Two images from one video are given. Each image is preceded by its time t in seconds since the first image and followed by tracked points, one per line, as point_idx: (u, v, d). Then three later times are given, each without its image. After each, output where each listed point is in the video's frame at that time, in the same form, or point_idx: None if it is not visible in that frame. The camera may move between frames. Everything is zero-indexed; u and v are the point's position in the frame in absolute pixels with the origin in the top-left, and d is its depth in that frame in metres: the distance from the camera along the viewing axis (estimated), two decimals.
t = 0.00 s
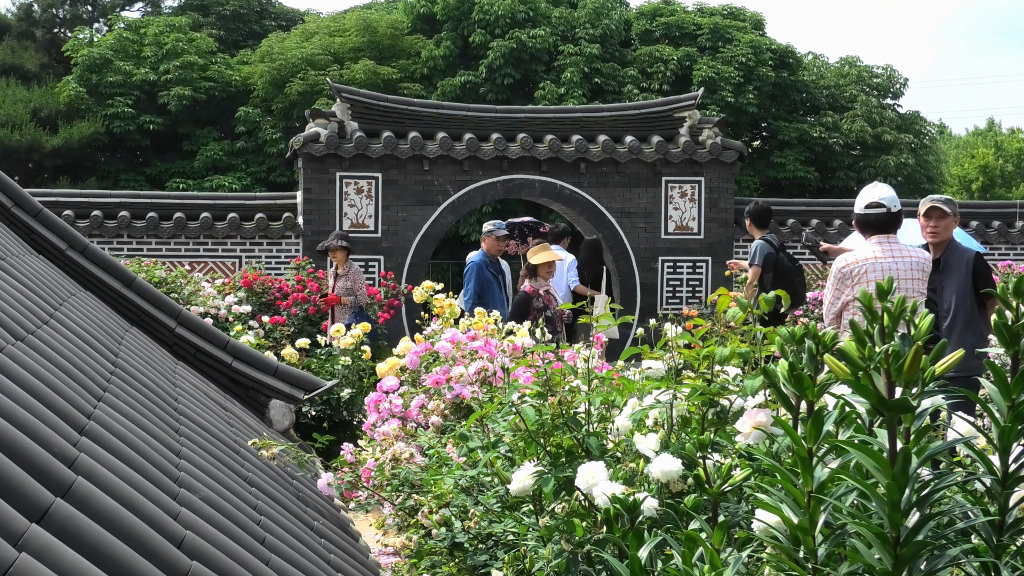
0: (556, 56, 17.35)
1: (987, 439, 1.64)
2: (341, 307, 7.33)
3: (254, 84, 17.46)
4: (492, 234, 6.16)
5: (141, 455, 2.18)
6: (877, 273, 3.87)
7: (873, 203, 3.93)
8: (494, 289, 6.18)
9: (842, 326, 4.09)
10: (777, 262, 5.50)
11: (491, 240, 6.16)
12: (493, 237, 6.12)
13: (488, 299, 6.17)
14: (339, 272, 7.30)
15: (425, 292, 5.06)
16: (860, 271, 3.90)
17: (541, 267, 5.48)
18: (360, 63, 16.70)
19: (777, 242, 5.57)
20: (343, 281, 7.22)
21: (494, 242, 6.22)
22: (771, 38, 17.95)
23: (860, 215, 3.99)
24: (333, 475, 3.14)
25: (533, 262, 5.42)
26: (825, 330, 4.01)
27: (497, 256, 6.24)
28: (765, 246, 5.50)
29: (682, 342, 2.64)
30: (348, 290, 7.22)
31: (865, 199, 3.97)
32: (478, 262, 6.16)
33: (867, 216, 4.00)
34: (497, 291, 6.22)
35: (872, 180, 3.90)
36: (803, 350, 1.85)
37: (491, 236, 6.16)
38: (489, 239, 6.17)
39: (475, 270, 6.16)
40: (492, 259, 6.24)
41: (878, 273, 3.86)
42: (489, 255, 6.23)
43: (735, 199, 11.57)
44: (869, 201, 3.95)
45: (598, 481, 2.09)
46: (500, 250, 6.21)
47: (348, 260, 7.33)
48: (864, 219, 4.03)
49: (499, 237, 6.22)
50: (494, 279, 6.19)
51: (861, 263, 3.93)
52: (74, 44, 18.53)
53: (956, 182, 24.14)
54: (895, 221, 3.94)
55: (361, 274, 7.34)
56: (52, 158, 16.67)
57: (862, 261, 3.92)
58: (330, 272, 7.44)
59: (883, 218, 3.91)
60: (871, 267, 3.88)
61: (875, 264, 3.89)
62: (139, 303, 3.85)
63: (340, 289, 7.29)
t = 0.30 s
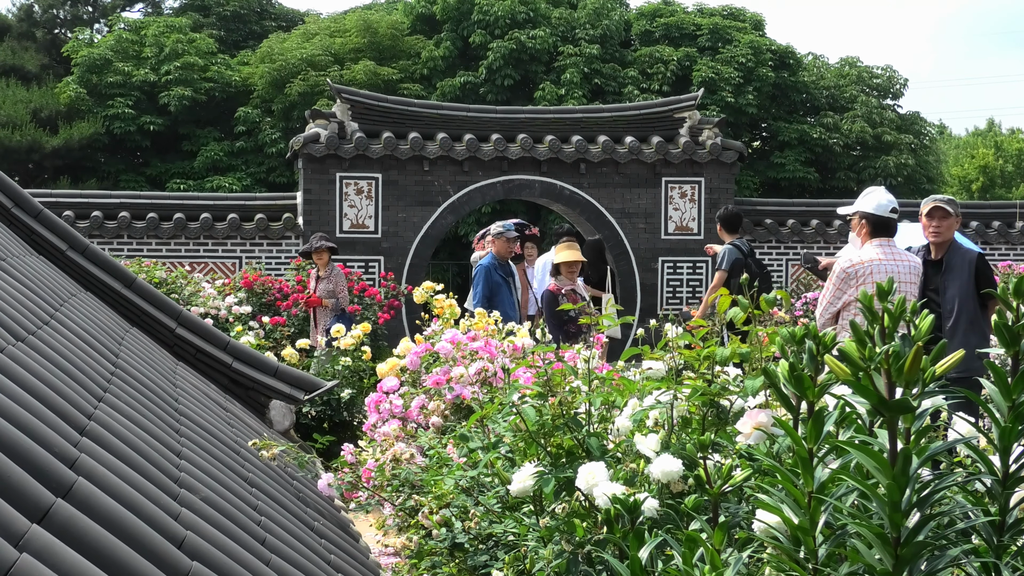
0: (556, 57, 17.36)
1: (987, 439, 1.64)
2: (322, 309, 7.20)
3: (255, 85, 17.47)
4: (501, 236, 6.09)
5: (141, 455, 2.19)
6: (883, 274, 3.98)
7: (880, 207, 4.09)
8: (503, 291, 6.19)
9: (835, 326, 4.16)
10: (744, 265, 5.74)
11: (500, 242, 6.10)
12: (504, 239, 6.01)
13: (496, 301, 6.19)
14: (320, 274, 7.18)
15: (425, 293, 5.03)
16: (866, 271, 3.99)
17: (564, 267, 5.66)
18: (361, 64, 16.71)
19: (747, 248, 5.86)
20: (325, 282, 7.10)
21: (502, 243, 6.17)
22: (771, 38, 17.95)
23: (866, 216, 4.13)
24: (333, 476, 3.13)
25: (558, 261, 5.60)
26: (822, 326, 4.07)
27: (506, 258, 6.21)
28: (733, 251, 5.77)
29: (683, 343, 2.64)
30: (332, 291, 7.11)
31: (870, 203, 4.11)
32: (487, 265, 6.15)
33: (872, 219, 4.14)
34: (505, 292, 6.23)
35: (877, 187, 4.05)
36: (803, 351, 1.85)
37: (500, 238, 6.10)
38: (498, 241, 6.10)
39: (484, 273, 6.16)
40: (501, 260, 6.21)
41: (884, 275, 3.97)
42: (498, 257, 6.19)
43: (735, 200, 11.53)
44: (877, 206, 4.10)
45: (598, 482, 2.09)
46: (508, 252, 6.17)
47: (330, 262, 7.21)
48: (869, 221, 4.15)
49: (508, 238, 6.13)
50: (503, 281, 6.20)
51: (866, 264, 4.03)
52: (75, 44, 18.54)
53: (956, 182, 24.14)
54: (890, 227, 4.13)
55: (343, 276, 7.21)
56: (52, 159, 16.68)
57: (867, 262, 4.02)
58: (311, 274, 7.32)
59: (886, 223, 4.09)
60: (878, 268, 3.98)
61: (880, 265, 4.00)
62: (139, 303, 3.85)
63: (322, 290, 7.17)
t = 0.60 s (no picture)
0: (556, 57, 17.37)
1: (987, 441, 1.64)
2: (302, 307, 7.21)
3: (255, 85, 17.48)
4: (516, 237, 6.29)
5: (141, 455, 2.19)
6: (889, 271, 4.14)
7: (884, 205, 4.24)
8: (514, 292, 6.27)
9: (833, 317, 4.30)
10: (718, 262, 5.78)
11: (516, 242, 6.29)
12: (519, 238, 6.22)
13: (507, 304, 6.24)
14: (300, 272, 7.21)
15: (425, 293, 5.01)
16: (874, 267, 4.13)
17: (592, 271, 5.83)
18: (361, 65, 16.72)
19: (719, 244, 5.89)
20: (306, 279, 7.15)
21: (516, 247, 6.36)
22: (771, 39, 17.96)
23: (871, 213, 4.27)
24: (333, 476, 3.12)
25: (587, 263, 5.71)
26: (824, 318, 4.21)
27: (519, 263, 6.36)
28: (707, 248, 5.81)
29: (683, 344, 2.65)
30: (314, 286, 7.13)
31: (874, 201, 4.26)
32: (500, 266, 6.26)
33: (877, 216, 4.29)
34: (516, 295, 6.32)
35: (879, 187, 4.19)
36: (803, 352, 1.85)
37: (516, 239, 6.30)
38: (513, 242, 6.29)
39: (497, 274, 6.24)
40: (514, 263, 6.35)
41: (889, 272, 4.12)
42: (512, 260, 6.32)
43: (735, 200, 11.53)
44: (880, 204, 4.25)
45: (598, 482, 2.10)
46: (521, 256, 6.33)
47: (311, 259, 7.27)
48: (872, 218, 4.30)
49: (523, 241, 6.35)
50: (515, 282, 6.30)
51: (873, 260, 4.16)
52: (75, 45, 18.55)
53: (956, 183, 24.16)
54: (891, 225, 4.29)
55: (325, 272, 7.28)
56: (52, 159, 16.68)
57: (875, 258, 4.16)
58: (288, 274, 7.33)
59: (890, 222, 4.25)
60: (885, 266, 4.14)
61: (886, 262, 4.15)
62: (139, 303, 3.86)
63: (303, 287, 7.20)
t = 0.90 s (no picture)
0: (556, 58, 17.37)
1: (989, 443, 1.63)
2: (293, 306, 7.22)
3: (255, 86, 17.49)
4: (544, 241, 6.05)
5: (142, 455, 2.19)
6: (883, 272, 4.14)
7: (877, 207, 4.25)
8: (535, 292, 5.96)
9: (828, 316, 4.29)
10: (689, 267, 5.78)
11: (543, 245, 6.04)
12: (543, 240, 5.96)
13: (527, 304, 5.96)
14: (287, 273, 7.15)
15: (425, 294, 5.00)
16: (870, 266, 4.12)
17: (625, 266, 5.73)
18: (362, 65, 16.72)
19: (690, 249, 5.89)
20: (300, 279, 7.19)
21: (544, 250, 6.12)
22: (771, 40, 17.95)
23: (865, 215, 4.28)
24: (333, 477, 3.11)
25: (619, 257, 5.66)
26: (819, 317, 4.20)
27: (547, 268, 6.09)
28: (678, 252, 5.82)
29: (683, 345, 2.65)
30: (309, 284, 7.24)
31: (867, 203, 4.26)
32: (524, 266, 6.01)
33: (870, 218, 4.30)
34: (539, 297, 6.01)
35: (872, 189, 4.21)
36: (804, 353, 1.86)
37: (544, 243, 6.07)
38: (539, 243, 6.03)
39: (518, 274, 5.98)
40: (540, 265, 6.06)
41: (885, 273, 4.11)
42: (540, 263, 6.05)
43: (735, 201, 11.53)
44: (873, 205, 4.27)
45: (598, 483, 2.10)
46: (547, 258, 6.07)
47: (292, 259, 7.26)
48: (865, 220, 4.31)
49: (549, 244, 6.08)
50: (537, 283, 5.99)
51: (868, 260, 4.16)
52: (75, 45, 18.56)
53: (956, 185, 24.17)
54: (885, 227, 4.30)
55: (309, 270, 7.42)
56: (52, 159, 16.67)
57: (869, 258, 4.16)
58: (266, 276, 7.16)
59: (884, 223, 4.27)
60: (881, 266, 4.13)
61: (881, 262, 4.15)
62: (139, 303, 3.86)
63: (293, 287, 7.21)
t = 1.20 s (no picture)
0: (556, 59, 17.37)
1: (989, 444, 1.63)
2: (281, 306, 7.14)
3: (256, 86, 17.49)
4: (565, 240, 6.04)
5: (142, 456, 2.19)
6: (872, 273, 4.13)
7: (867, 208, 4.26)
8: (555, 290, 5.95)
9: (817, 317, 4.28)
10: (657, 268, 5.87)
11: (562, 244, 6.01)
12: (559, 237, 5.95)
13: (546, 303, 5.97)
14: (276, 273, 7.04)
15: (425, 294, 4.99)
16: (858, 266, 4.11)
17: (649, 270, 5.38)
18: (362, 66, 16.73)
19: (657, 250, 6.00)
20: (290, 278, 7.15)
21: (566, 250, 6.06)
22: (772, 41, 17.95)
23: (855, 216, 4.29)
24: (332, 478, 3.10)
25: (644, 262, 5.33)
26: (808, 317, 4.19)
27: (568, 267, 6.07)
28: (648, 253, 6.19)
29: (684, 346, 2.65)
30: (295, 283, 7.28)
31: (856, 205, 4.28)
32: (542, 264, 6.01)
33: (860, 220, 4.30)
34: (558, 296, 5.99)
35: (864, 190, 4.22)
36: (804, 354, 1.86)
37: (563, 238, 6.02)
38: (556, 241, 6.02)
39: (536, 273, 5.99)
40: (559, 263, 6.05)
41: (873, 273, 4.10)
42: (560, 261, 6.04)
43: (735, 203, 11.52)
44: (863, 207, 4.28)
45: (598, 484, 2.11)
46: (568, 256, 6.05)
47: (274, 258, 7.15)
48: (855, 222, 4.32)
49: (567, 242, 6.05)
50: (556, 281, 5.97)
51: (857, 259, 4.16)
52: (76, 45, 18.57)
53: (956, 186, 24.15)
54: (875, 228, 4.30)
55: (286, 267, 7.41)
56: (53, 160, 16.68)
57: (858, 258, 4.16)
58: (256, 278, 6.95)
59: (873, 224, 4.27)
60: (869, 267, 4.12)
61: (870, 262, 4.14)
62: (139, 303, 3.85)
63: (281, 287, 7.13)
